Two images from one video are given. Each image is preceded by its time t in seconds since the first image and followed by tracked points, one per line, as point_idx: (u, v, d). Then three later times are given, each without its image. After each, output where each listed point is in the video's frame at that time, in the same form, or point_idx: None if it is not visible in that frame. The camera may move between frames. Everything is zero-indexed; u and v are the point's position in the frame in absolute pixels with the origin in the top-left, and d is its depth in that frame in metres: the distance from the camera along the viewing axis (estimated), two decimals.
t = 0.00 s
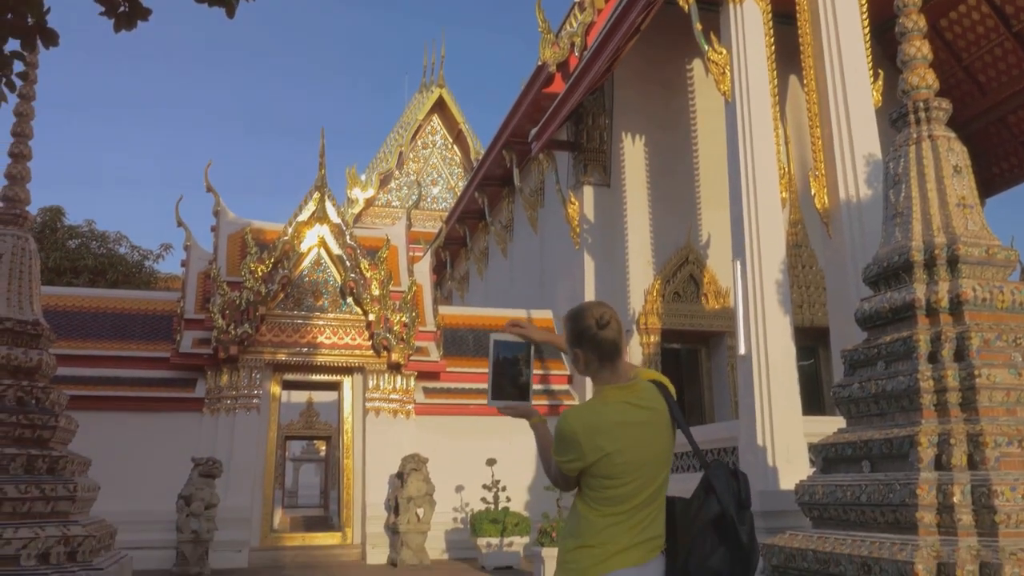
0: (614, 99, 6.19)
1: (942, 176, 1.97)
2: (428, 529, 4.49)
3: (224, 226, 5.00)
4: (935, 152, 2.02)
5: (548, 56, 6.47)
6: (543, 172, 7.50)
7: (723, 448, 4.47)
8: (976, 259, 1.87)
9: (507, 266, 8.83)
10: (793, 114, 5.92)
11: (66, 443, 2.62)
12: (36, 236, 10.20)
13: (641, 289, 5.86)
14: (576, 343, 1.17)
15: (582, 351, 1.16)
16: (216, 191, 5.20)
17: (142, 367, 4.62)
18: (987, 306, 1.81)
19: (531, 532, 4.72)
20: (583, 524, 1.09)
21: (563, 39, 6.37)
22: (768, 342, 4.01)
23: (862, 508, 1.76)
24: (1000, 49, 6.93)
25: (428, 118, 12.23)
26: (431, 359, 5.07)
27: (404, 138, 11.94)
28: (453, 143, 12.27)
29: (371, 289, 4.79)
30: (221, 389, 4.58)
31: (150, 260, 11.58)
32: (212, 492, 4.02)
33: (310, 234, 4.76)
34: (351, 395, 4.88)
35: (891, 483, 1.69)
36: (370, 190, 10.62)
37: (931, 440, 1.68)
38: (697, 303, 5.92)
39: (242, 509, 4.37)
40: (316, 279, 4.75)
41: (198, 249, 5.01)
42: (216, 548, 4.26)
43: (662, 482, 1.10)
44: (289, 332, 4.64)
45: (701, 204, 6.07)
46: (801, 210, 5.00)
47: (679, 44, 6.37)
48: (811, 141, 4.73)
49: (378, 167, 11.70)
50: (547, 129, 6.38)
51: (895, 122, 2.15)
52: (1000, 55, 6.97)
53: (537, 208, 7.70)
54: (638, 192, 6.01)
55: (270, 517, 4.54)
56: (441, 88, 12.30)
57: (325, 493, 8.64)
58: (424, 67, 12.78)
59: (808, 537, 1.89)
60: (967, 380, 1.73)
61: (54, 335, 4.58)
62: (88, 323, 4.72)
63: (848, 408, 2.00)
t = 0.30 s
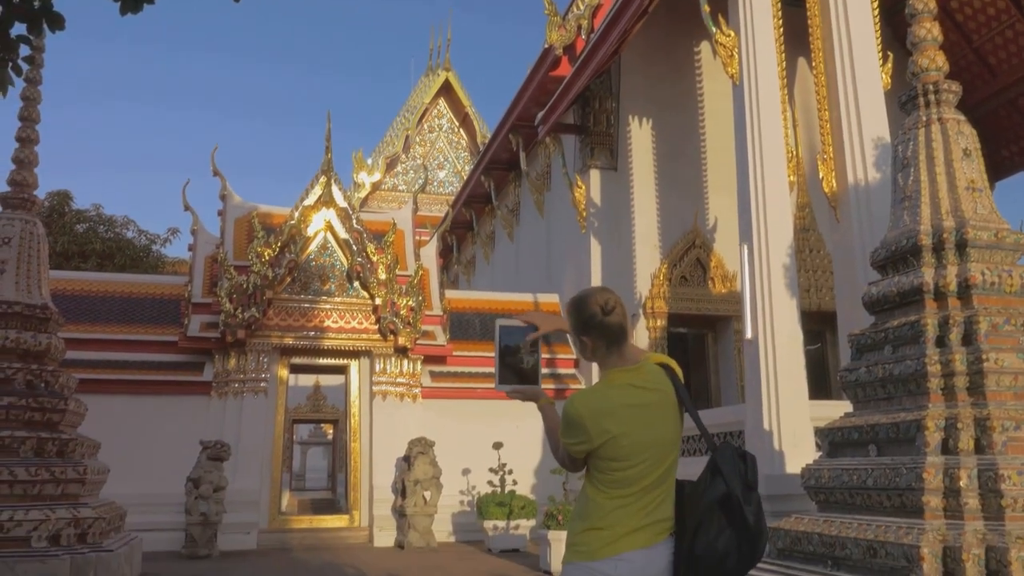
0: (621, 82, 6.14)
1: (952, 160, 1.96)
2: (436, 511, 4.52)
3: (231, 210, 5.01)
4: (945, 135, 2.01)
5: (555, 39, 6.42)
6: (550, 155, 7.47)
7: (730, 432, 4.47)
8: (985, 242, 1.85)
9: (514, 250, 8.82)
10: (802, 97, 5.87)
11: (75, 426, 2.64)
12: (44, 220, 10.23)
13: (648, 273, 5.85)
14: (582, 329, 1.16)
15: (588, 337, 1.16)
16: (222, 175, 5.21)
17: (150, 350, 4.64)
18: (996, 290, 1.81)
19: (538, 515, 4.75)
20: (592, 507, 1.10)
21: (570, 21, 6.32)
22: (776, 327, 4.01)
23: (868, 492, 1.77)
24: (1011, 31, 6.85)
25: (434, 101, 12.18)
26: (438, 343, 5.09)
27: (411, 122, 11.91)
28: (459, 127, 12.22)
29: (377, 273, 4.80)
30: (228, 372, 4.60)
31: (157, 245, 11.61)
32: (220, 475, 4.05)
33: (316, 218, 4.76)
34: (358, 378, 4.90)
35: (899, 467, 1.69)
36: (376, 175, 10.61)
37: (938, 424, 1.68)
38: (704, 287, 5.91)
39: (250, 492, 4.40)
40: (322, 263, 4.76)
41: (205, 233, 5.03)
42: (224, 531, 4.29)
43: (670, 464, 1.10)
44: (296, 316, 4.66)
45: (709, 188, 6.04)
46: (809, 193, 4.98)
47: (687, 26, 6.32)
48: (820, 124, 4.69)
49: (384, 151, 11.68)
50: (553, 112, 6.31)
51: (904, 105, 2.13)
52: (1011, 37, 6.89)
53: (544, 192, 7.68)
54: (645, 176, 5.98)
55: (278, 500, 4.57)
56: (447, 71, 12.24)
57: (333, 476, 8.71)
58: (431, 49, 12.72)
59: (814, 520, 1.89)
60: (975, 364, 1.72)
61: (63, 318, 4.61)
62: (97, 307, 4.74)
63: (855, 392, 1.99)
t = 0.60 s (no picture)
0: (626, 67, 6.10)
1: (959, 145, 1.94)
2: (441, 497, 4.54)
3: (236, 196, 5.02)
4: (953, 120, 1.99)
5: (561, 24, 6.39)
6: (556, 141, 7.44)
7: (735, 419, 4.48)
8: (992, 229, 1.85)
9: (519, 236, 8.81)
10: (810, 82, 5.82)
11: (83, 412, 2.66)
12: (50, 207, 10.25)
13: (654, 260, 5.83)
14: (584, 316, 1.16)
15: (590, 324, 1.16)
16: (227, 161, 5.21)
17: (157, 336, 4.67)
18: (1003, 277, 1.80)
19: (542, 501, 4.77)
20: (595, 492, 1.11)
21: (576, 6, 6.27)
22: (781, 313, 4.00)
23: (873, 479, 1.77)
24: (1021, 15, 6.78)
25: (440, 87, 12.13)
26: (443, 329, 5.10)
27: (416, 108, 11.87)
28: (464, 113, 12.17)
29: (383, 259, 4.80)
30: (234, 358, 4.62)
31: (163, 231, 11.63)
32: (227, 460, 4.08)
33: (322, 204, 4.77)
34: (364, 364, 4.92)
35: (904, 454, 1.69)
36: (382, 161, 10.60)
37: (944, 411, 1.68)
38: (709, 273, 5.89)
39: (256, 478, 4.42)
40: (328, 249, 4.77)
41: (211, 219, 5.03)
42: (231, 516, 4.32)
43: (673, 449, 1.10)
44: (301, 302, 4.66)
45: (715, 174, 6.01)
46: (815, 179, 4.95)
47: (693, 11, 6.27)
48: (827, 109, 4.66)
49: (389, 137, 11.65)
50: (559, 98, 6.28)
51: (912, 90, 2.11)
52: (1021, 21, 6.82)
53: (549, 178, 7.67)
54: (650, 162, 5.96)
55: (284, 485, 4.60)
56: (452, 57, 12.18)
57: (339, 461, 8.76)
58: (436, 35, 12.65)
59: (819, 507, 1.90)
60: (981, 351, 1.72)
61: (70, 305, 4.63)
62: (104, 293, 4.77)
63: (860, 378, 1.99)
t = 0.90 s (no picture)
0: (630, 54, 6.07)
1: (964, 133, 1.93)
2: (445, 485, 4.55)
3: (240, 184, 5.01)
4: (958, 107, 1.98)
5: (565, 11, 6.34)
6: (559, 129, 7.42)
7: (738, 407, 4.48)
8: (997, 217, 1.84)
9: (522, 225, 8.80)
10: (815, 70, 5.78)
11: (88, 399, 2.66)
12: (54, 196, 10.25)
13: (657, 248, 5.82)
14: (582, 306, 1.17)
15: (587, 312, 1.16)
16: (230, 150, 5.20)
17: (161, 325, 4.68)
18: (1008, 265, 1.80)
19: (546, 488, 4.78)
20: (593, 479, 1.11)
21: None
22: (785, 301, 3.99)
23: (876, 467, 1.77)
24: None
25: (443, 75, 12.09)
26: (447, 317, 5.10)
27: (419, 96, 11.84)
28: (467, 101, 12.13)
29: (386, 247, 4.80)
30: (238, 346, 4.62)
31: (167, 220, 11.63)
32: (231, 448, 4.10)
33: (325, 192, 4.78)
34: (368, 352, 4.92)
35: (907, 442, 1.69)
36: (385, 150, 10.58)
37: (947, 399, 1.68)
38: (713, 262, 5.88)
39: (260, 465, 4.44)
40: (331, 237, 4.77)
41: (214, 208, 5.03)
42: (236, 503, 4.34)
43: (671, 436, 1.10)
44: (305, 291, 4.67)
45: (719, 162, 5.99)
46: (819, 167, 4.93)
47: None
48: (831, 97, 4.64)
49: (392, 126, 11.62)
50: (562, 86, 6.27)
51: (917, 77, 2.09)
52: None
53: (552, 166, 7.65)
54: (653, 150, 5.94)
55: (288, 473, 4.62)
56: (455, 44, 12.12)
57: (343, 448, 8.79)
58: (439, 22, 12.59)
59: (822, 494, 1.90)
60: (986, 339, 1.71)
61: (74, 293, 4.64)
62: (108, 281, 4.78)
63: (864, 366, 1.99)
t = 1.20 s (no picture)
0: (634, 43, 6.04)
1: (970, 122, 1.92)
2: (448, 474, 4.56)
3: (243, 174, 5.01)
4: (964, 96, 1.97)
5: None
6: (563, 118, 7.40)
7: (741, 397, 4.48)
8: (1002, 206, 1.83)
9: (525, 214, 8.79)
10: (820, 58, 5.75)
11: (93, 389, 2.67)
12: (58, 185, 10.26)
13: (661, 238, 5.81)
14: (578, 295, 1.16)
15: (583, 302, 1.16)
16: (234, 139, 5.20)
17: (165, 314, 4.69)
18: (1013, 255, 1.79)
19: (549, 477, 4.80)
20: (590, 468, 1.11)
21: None
22: (788, 291, 3.98)
23: (880, 457, 1.77)
24: None
25: (446, 64, 12.06)
26: (450, 307, 5.11)
27: (422, 85, 11.81)
28: (471, 90, 12.10)
29: (389, 237, 4.80)
30: (242, 336, 4.63)
31: (170, 210, 11.64)
32: (235, 437, 4.11)
33: (328, 181, 4.78)
34: (371, 342, 4.93)
35: (910, 432, 1.69)
36: (388, 140, 10.58)
37: (951, 389, 1.68)
38: (716, 251, 5.87)
39: (265, 454, 4.46)
40: (335, 227, 4.77)
41: (218, 198, 5.03)
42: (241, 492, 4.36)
43: (668, 425, 1.11)
44: (309, 280, 4.68)
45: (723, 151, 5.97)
46: (824, 157, 4.91)
47: None
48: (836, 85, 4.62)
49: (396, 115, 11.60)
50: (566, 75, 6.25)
51: (923, 66, 2.08)
52: None
53: (556, 155, 7.63)
54: (657, 140, 5.91)
55: (293, 461, 4.64)
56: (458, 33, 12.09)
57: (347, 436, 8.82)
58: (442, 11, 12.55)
59: (825, 484, 1.90)
60: (990, 329, 1.72)
61: (79, 283, 4.65)
62: (112, 271, 4.79)
63: (867, 356, 1.98)
